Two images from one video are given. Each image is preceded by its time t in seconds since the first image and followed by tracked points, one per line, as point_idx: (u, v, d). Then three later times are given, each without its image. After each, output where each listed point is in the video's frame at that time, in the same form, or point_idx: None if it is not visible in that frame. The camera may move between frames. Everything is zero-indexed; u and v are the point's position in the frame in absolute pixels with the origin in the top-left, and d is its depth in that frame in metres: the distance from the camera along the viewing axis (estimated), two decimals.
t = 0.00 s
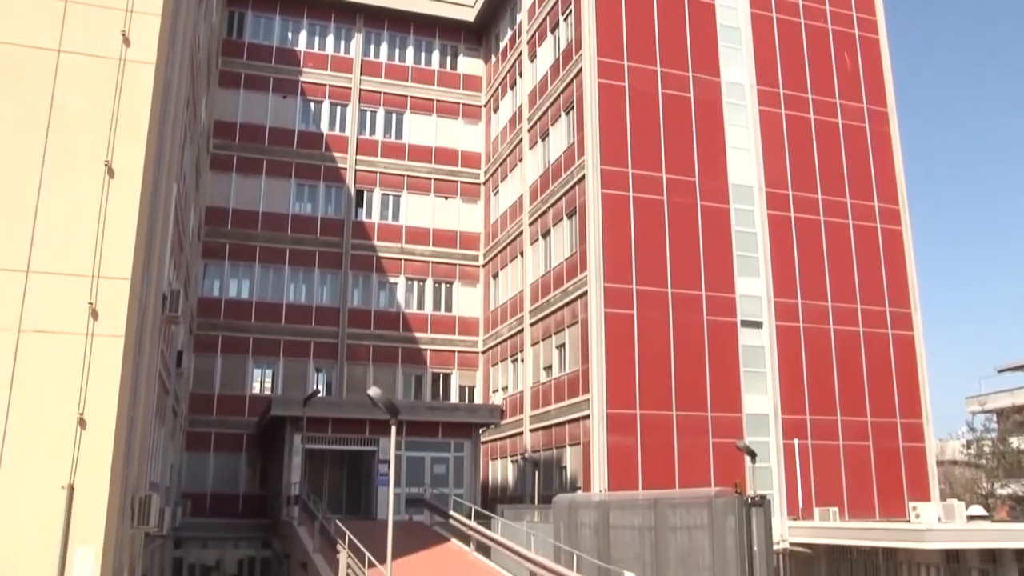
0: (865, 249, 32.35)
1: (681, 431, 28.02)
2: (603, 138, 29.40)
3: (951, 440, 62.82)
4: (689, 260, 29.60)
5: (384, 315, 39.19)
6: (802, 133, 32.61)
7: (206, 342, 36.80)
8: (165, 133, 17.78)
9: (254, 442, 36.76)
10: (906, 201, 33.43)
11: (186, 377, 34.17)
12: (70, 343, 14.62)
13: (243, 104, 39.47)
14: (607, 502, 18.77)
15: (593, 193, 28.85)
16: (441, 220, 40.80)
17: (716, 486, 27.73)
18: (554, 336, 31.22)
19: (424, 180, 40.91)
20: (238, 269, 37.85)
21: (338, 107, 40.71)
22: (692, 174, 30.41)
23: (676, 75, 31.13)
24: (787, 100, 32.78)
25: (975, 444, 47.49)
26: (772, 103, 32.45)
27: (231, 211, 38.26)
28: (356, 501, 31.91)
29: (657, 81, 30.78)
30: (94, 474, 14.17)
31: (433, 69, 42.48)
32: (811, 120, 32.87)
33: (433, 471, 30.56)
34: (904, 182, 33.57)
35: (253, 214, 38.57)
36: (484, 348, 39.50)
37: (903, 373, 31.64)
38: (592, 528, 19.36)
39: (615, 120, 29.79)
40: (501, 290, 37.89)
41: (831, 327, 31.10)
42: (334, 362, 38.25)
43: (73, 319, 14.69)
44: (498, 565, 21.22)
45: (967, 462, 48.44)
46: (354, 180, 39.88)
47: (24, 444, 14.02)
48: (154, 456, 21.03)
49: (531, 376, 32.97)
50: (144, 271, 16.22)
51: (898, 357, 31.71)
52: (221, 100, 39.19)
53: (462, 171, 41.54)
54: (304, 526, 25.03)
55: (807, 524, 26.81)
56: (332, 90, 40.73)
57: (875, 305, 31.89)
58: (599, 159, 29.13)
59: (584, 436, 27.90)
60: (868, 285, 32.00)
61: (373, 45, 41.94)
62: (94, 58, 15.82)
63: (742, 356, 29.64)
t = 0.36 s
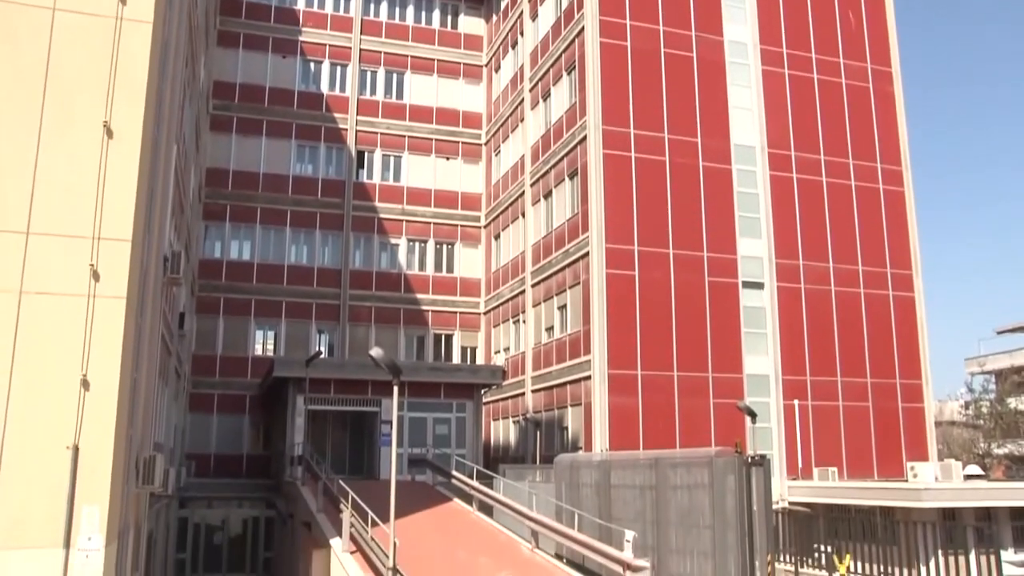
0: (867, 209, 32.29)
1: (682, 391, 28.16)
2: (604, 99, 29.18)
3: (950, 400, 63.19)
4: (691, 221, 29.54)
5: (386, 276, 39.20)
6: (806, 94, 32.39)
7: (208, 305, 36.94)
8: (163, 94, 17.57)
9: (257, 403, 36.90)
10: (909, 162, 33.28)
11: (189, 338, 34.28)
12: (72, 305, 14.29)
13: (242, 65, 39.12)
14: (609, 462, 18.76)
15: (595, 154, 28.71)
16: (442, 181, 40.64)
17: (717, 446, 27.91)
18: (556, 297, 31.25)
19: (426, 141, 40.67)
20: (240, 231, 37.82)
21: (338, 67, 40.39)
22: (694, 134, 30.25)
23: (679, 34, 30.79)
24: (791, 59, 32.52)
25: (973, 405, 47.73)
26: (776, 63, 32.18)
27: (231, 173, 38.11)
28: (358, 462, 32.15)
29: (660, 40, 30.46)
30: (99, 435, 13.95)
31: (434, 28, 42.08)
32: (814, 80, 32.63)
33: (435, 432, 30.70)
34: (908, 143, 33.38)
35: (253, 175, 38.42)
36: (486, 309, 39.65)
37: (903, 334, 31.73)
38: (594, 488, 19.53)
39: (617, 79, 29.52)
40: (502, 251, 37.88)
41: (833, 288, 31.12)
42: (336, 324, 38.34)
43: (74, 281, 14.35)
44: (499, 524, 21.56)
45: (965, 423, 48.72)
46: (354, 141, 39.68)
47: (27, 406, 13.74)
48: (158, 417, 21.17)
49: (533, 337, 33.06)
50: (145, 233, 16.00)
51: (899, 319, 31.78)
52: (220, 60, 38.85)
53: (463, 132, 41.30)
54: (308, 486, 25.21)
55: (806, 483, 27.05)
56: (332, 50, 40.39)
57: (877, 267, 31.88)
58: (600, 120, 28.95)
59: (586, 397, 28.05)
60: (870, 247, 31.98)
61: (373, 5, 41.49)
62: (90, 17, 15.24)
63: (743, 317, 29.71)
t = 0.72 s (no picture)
0: (868, 179, 32.20)
1: (683, 362, 28.26)
2: (604, 69, 29.01)
3: (950, 371, 63.33)
4: (692, 192, 29.48)
5: (386, 247, 39.19)
6: (807, 63, 32.21)
7: (209, 277, 36.99)
8: (162, 65, 17.49)
9: (259, 374, 37.02)
10: (911, 132, 33.14)
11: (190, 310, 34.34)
12: (74, 276, 14.19)
13: (241, 35, 38.88)
14: (609, 432, 18.86)
15: (595, 124, 28.60)
16: (442, 152, 40.49)
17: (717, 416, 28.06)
18: (556, 268, 31.26)
19: (425, 111, 40.46)
20: (240, 202, 37.78)
21: (337, 37, 40.14)
22: (695, 104, 30.11)
23: (681, 3, 30.50)
24: (792, 28, 32.30)
25: (973, 375, 47.87)
26: (777, 32, 31.96)
27: (231, 144, 37.99)
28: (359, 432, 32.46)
29: (660, 9, 30.18)
30: (103, 406, 13.85)
31: None
32: (816, 50, 32.43)
33: (436, 403, 31.09)
34: (910, 113, 33.22)
35: (253, 146, 38.30)
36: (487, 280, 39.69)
37: (904, 305, 31.77)
38: (595, 457, 19.63)
39: (618, 48, 29.32)
40: (503, 221, 37.81)
41: (833, 259, 31.14)
42: (337, 295, 38.41)
43: (75, 253, 14.24)
44: (500, 494, 21.66)
45: (965, 393, 48.90)
46: (354, 112, 39.51)
47: (32, 378, 13.69)
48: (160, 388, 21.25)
49: (534, 308, 33.10)
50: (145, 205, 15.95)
51: (900, 289, 31.82)
52: (219, 30, 38.60)
53: (463, 102, 41.04)
54: (309, 456, 25.39)
55: (806, 454, 27.20)
56: (331, 20, 40.11)
57: (878, 238, 31.87)
58: (600, 90, 28.81)
59: (586, 367, 28.17)
60: (871, 217, 31.94)
61: None
62: None
63: (744, 287, 29.72)
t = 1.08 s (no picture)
0: (869, 168, 32.15)
1: (684, 351, 28.29)
2: (604, 56, 28.91)
3: (951, 360, 63.55)
4: (692, 180, 29.44)
5: (387, 236, 39.21)
6: (808, 51, 32.12)
7: (210, 265, 37.03)
8: (162, 53, 17.33)
9: (260, 362, 37.07)
10: (913, 121, 33.08)
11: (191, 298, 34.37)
12: (75, 265, 13.71)
13: (242, 23, 38.75)
14: (610, 420, 18.88)
15: (596, 112, 28.55)
16: (443, 140, 40.43)
17: (718, 404, 28.10)
18: (557, 257, 31.27)
19: (426, 99, 40.38)
20: (241, 190, 37.76)
21: (338, 25, 40.06)
22: (696, 92, 30.05)
23: None
24: (794, 16, 32.21)
25: (974, 365, 47.96)
26: (779, 20, 31.88)
27: (232, 132, 37.92)
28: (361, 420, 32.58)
29: None
30: (105, 394, 13.47)
31: None
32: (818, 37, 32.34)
33: (437, 390, 30.91)
34: (912, 102, 33.15)
35: (253, 134, 38.23)
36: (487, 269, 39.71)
37: (904, 294, 31.77)
38: (595, 446, 19.65)
39: (619, 36, 29.21)
40: (504, 210, 37.81)
41: (834, 248, 31.12)
42: (338, 284, 38.44)
43: (77, 242, 13.76)
44: (500, 482, 21.72)
45: (965, 382, 49.13)
46: (355, 100, 39.45)
47: (34, 367, 13.29)
48: (161, 377, 21.16)
49: (534, 296, 33.14)
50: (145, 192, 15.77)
51: (901, 278, 31.82)
52: (219, 18, 38.47)
53: (464, 90, 40.94)
54: (310, 443, 25.47)
55: (806, 443, 27.26)
56: (332, 8, 40.03)
57: (879, 227, 31.86)
58: (601, 78, 28.73)
59: (586, 355, 28.20)
60: (873, 206, 31.93)
61: None
62: None
63: (744, 276, 29.71)
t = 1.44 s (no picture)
0: (872, 166, 32.13)
1: (685, 348, 28.28)
2: (607, 53, 28.87)
3: (952, 359, 63.49)
4: (694, 178, 29.42)
5: (389, 232, 39.23)
6: (811, 49, 32.08)
7: (212, 260, 37.03)
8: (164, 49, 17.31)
9: (261, 358, 37.08)
10: (915, 119, 33.05)
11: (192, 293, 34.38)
12: (77, 260, 13.71)
13: (245, 18, 38.72)
14: (610, 417, 18.88)
15: (598, 110, 28.53)
16: (445, 136, 40.42)
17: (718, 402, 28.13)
18: (558, 254, 31.25)
19: (429, 95, 40.35)
20: (242, 186, 37.77)
21: (341, 21, 40.04)
22: (699, 90, 30.01)
23: None
24: (798, 14, 32.16)
25: (974, 364, 47.94)
26: (783, 18, 31.84)
27: (234, 127, 37.92)
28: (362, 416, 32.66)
29: None
30: (106, 390, 13.47)
31: None
32: (821, 35, 32.29)
33: (438, 387, 31.15)
34: (915, 100, 33.12)
35: (255, 130, 38.21)
36: (489, 266, 39.71)
37: (905, 293, 31.75)
38: (595, 443, 19.65)
39: (622, 33, 29.15)
40: (505, 206, 37.78)
41: (836, 246, 31.10)
42: (339, 279, 38.45)
43: (78, 236, 13.75)
44: (501, 478, 21.75)
45: (965, 381, 49.08)
46: (357, 96, 39.43)
47: (35, 362, 13.30)
48: (161, 372, 21.13)
49: (536, 293, 33.13)
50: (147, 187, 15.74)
51: (902, 277, 31.81)
52: (222, 13, 38.43)
53: (466, 87, 40.91)
54: (312, 439, 25.49)
55: (807, 440, 27.25)
56: (334, 4, 40.00)
57: (881, 225, 31.85)
58: (604, 76, 28.69)
59: (587, 352, 28.20)
60: (875, 204, 31.91)
61: None
62: None
63: (746, 274, 29.69)
